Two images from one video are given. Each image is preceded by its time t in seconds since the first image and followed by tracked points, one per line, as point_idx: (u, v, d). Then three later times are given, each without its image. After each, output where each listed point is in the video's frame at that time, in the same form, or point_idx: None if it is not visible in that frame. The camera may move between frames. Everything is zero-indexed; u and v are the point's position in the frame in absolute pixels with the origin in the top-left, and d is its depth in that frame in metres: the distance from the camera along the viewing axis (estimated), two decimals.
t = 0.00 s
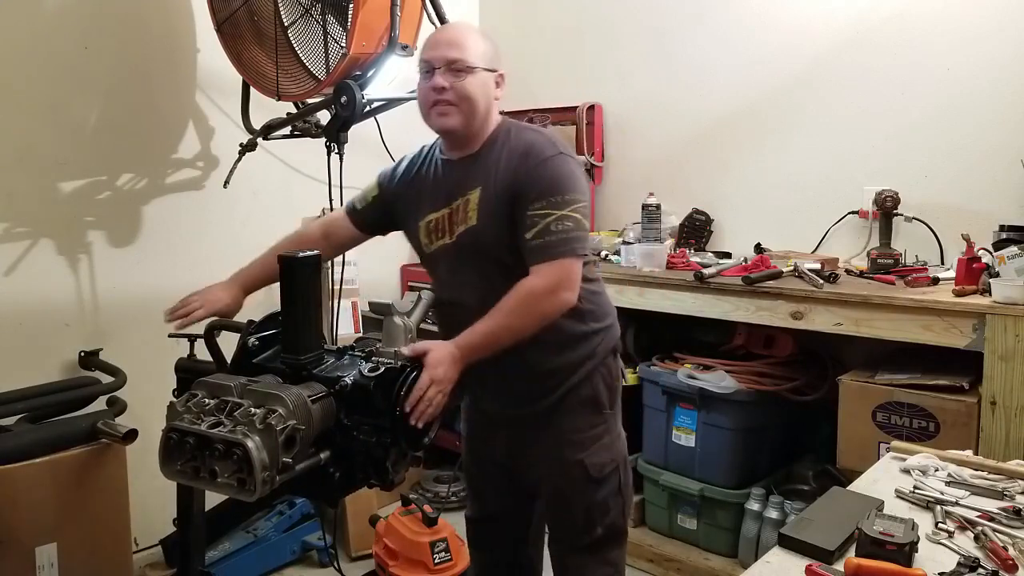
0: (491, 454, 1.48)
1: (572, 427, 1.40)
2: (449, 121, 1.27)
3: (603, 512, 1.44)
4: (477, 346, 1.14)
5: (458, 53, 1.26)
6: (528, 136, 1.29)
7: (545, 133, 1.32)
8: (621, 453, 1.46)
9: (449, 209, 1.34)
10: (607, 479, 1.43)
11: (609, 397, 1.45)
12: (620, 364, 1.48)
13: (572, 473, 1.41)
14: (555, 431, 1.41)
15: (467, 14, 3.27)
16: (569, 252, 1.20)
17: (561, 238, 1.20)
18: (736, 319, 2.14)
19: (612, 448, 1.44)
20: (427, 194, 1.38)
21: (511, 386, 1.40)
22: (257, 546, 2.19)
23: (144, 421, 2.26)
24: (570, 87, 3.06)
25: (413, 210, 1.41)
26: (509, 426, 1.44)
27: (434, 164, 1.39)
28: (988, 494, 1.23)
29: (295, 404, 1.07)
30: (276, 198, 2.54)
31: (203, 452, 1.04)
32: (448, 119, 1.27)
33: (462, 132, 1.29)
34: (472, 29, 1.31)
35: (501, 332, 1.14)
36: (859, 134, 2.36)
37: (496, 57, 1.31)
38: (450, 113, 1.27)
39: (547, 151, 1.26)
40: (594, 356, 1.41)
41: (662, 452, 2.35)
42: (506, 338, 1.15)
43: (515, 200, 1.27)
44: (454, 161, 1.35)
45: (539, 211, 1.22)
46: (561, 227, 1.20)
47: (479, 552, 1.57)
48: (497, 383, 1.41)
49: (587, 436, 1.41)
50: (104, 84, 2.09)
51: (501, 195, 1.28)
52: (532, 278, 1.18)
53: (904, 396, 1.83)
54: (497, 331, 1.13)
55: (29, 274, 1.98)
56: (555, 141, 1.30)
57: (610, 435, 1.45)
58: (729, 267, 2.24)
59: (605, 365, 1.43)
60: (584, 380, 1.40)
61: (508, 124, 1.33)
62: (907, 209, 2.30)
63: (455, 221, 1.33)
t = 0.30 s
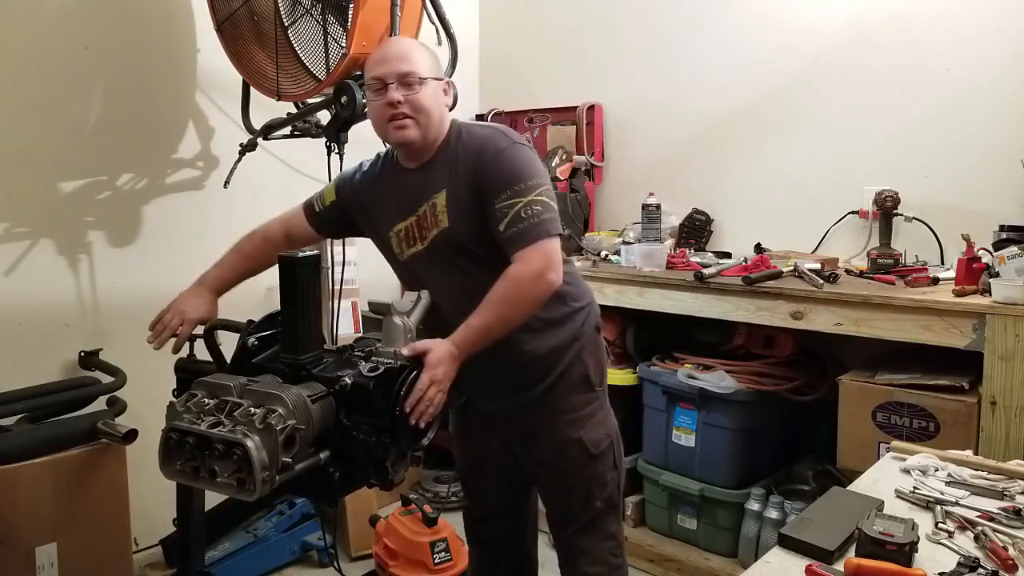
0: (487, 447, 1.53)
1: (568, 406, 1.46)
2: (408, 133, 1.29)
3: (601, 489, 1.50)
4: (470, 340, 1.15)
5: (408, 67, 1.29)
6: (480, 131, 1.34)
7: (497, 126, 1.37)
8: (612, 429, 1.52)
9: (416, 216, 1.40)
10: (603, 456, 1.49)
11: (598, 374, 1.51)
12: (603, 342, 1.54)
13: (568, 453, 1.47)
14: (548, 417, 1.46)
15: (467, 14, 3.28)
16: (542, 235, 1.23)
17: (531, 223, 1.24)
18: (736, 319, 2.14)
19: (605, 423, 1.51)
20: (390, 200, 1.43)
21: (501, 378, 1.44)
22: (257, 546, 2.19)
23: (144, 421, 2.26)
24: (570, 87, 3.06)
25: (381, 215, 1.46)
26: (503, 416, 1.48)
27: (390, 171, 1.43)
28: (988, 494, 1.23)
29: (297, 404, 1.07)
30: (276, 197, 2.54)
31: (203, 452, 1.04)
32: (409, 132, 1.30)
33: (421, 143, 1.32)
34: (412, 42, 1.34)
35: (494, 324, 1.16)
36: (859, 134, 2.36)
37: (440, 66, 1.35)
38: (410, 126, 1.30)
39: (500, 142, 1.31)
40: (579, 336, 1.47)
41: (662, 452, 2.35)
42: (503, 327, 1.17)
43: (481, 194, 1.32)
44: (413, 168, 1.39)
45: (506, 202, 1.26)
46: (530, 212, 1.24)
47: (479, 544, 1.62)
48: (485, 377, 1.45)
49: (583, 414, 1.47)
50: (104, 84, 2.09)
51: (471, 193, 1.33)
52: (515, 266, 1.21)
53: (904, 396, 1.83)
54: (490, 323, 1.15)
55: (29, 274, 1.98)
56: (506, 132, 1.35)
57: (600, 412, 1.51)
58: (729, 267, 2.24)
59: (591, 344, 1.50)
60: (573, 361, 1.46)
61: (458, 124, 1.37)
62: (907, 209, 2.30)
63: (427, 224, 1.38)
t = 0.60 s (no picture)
0: (479, 448, 1.53)
1: (554, 405, 1.47)
2: (395, 137, 1.31)
3: (592, 487, 1.50)
4: (458, 338, 1.15)
5: (393, 70, 1.29)
6: (466, 130, 1.35)
7: (482, 125, 1.37)
8: (601, 427, 1.53)
9: (403, 215, 1.41)
10: (592, 454, 1.50)
11: (586, 372, 1.52)
12: (591, 339, 1.55)
13: (557, 452, 1.47)
14: (538, 417, 1.47)
15: (467, 14, 3.28)
16: (529, 231, 1.24)
17: (517, 219, 1.24)
18: (736, 319, 2.14)
19: (594, 421, 1.51)
20: (376, 199, 1.44)
21: (488, 378, 1.45)
22: (257, 546, 2.19)
23: (144, 421, 2.26)
24: (569, 87, 3.05)
25: (367, 213, 1.47)
26: (492, 417, 1.49)
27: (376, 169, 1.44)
28: (988, 494, 1.23)
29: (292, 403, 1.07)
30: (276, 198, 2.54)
31: (199, 451, 1.04)
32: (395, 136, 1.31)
33: (406, 146, 1.34)
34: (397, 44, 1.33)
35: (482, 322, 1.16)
36: (859, 134, 2.36)
37: (425, 67, 1.35)
38: (396, 130, 1.31)
39: (485, 141, 1.32)
40: (566, 335, 1.47)
41: (662, 452, 2.35)
42: (493, 324, 1.17)
43: (467, 194, 1.33)
44: (399, 168, 1.40)
45: (491, 200, 1.27)
46: (515, 209, 1.25)
47: (477, 545, 1.61)
48: (473, 377, 1.45)
49: (569, 412, 1.48)
50: (103, 85, 2.09)
51: (456, 192, 1.34)
52: (503, 263, 1.21)
53: (905, 396, 1.83)
54: (482, 319, 1.15)
55: (29, 274, 1.98)
56: (490, 130, 1.36)
57: (589, 410, 1.51)
58: (729, 267, 2.23)
59: (579, 342, 1.50)
60: (560, 360, 1.46)
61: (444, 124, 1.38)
62: (907, 209, 2.29)
63: (414, 223, 1.39)
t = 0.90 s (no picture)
0: (472, 446, 1.53)
1: (547, 404, 1.47)
2: (396, 144, 1.33)
3: (583, 487, 1.50)
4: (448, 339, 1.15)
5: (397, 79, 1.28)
6: (467, 134, 1.36)
7: (484, 129, 1.38)
8: (595, 427, 1.52)
9: (400, 214, 1.41)
10: (585, 454, 1.50)
11: (581, 372, 1.51)
12: (587, 340, 1.54)
13: (549, 451, 1.47)
14: (530, 416, 1.47)
15: (467, 14, 3.28)
16: (523, 237, 1.24)
17: (511, 224, 1.25)
18: (736, 319, 2.14)
19: (588, 422, 1.51)
20: (376, 197, 1.44)
21: (480, 376, 1.45)
22: (256, 546, 2.19)
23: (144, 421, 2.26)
24: (569, 87, 3.05)
25: (366, 211, 1.47)
26: (484, 415, 1.49)
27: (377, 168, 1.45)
28: (988, 494, 1.23)
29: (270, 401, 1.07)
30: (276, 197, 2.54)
31: (179, 449, 1.04)
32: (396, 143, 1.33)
33: (407, 151, 1.35)
34: (402, 47, 1.32)
35: (474, 325, 1.16)
36: (859, 134, 2.36)
37: (429, 71, 1.34)
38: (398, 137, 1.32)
39: (486, 145, 1.33)
40: (560, 335, 1.47)
41: (662, 452, 2.35)
42: (479, 327, 1.17)
43: (464, 196, 1.33)
44: (400, 167, 1.41)
45: (487, 204, 1.28)
46: (510, 214, 1.25)
47: (475, 545, 1.61)
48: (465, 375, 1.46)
49: (563, 412, 1.48)
50: (103, 85, 2.09)
51: (453, 194, 1.34)
52: (494, 267, 1.21)
53: (904, 396, 1.83)
54: (468, 322, 1.15)
55: (29, 274, 1.98)
56: (493, 135, 1.36)
57: (583, 411, 1.51)
58: (729, 267, 2.23)
59: (573, 343, 1.50)
60: (554, 360, 1.46)
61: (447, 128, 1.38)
62: (907, 209, 2.29)
63: (411, 223, 1.39)
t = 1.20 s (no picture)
0: (471, 446, 1.53)
1: (546, 404, 1.47)
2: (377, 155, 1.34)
3: (583, 487, 1.50)
4: (444, 342, 1.16)
5: (375, 97, 1.26)
6: (463, 137, 1.35)
7: (480, 132, 1.38)
8: (594, 427, 1.53)
9: (396, 216, 1.41)
10: (585, 455, 1.50)
11: (580, 373, 1.52)
12: (586, 340, 1.54)
13: (548, 451, 1.47)
14: (531, 416, 1.47)
15: (467, 14, 3.28)
16: (520, 239, 1.25)
17: (508, 227, 1.25)
18: (736, 319, 2.14)
19: (588, 422, 1.51)
20: (372, 199, 1.44)
21: (480, 377, 1.45)
22: (257, 546, 2.19)
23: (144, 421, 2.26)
24: (569, 87, 3.05)
25: (362, 213, 1.46)
26: (484, 415, 1.49)
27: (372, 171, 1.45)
28: (988, 494, 1.23)
29: (268, 401, 1.06)
30: (276, 197, 2.54)
31: (176, 449, 1.04)
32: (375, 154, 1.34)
33: (391, 159, 1.36)
34: (387, 57, 1.27)
35: (471, 327, 1.17)
36: (859, 133, 2.36)
37: (416, 81, 1.30)
38: (376, 150, 1.33)
39: (483, 148, 1.33)
40: (558, 335, 1.47)
41: (662, 452, 2.35)
42: (477, 330, 1.17)
43: (460, 199, 1.33)
44: (395, 171, 1.40)
45: (483, 206, 1.28)
46: (506, 217, 1.25)
47: (474, 545, 1.61)
48: (465, 374, 1.46)
49: (562, 412, 1.48)
50: (103, 85, 2.09)
51: (449, 197, 1.34)
52: (490, 269, 1.21)
53: (904, 396, 1.83)
54: (465, 324, 1.16)
55: (29, 274, 1.98)
56: (490, 138, 1.36)
57: (582, 412, 1.51)
58: (729, 267, 2.23)
59: (573, 343, 1.50)
60: (553, 360, 1.46)
61: (441, 133, 1.38)
62: (907, 209, 2.29)
63: (406, 226, 1.39)
